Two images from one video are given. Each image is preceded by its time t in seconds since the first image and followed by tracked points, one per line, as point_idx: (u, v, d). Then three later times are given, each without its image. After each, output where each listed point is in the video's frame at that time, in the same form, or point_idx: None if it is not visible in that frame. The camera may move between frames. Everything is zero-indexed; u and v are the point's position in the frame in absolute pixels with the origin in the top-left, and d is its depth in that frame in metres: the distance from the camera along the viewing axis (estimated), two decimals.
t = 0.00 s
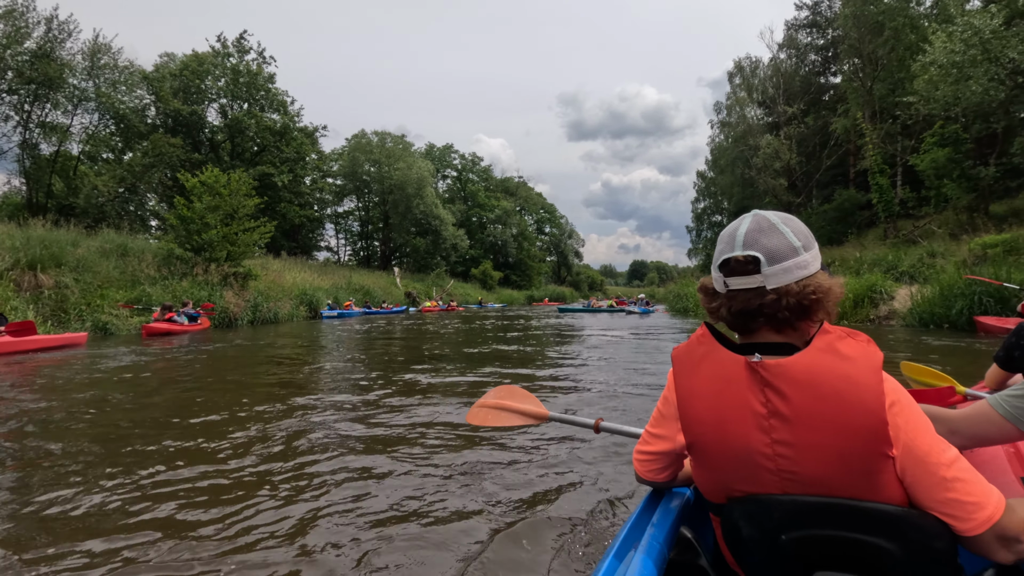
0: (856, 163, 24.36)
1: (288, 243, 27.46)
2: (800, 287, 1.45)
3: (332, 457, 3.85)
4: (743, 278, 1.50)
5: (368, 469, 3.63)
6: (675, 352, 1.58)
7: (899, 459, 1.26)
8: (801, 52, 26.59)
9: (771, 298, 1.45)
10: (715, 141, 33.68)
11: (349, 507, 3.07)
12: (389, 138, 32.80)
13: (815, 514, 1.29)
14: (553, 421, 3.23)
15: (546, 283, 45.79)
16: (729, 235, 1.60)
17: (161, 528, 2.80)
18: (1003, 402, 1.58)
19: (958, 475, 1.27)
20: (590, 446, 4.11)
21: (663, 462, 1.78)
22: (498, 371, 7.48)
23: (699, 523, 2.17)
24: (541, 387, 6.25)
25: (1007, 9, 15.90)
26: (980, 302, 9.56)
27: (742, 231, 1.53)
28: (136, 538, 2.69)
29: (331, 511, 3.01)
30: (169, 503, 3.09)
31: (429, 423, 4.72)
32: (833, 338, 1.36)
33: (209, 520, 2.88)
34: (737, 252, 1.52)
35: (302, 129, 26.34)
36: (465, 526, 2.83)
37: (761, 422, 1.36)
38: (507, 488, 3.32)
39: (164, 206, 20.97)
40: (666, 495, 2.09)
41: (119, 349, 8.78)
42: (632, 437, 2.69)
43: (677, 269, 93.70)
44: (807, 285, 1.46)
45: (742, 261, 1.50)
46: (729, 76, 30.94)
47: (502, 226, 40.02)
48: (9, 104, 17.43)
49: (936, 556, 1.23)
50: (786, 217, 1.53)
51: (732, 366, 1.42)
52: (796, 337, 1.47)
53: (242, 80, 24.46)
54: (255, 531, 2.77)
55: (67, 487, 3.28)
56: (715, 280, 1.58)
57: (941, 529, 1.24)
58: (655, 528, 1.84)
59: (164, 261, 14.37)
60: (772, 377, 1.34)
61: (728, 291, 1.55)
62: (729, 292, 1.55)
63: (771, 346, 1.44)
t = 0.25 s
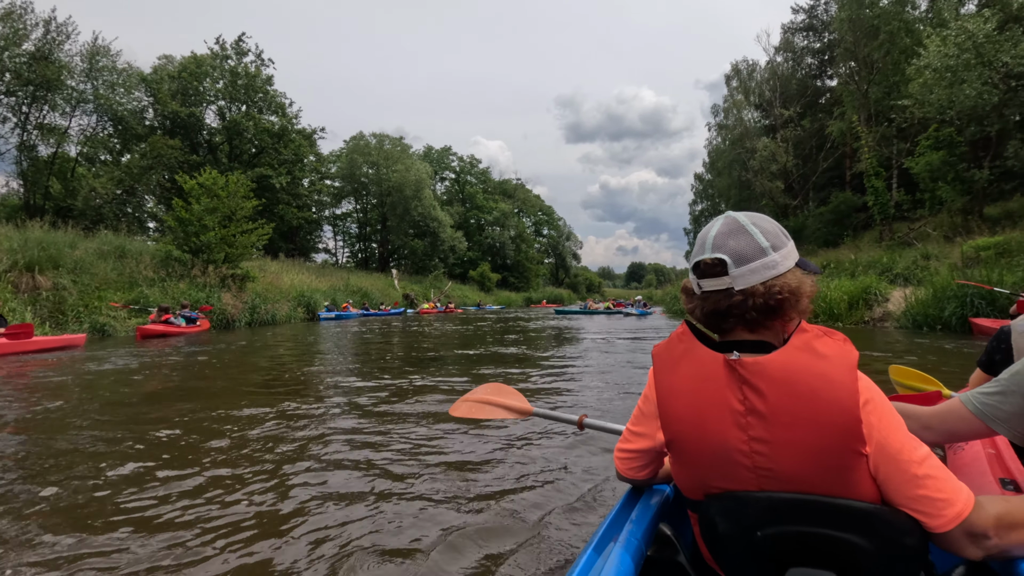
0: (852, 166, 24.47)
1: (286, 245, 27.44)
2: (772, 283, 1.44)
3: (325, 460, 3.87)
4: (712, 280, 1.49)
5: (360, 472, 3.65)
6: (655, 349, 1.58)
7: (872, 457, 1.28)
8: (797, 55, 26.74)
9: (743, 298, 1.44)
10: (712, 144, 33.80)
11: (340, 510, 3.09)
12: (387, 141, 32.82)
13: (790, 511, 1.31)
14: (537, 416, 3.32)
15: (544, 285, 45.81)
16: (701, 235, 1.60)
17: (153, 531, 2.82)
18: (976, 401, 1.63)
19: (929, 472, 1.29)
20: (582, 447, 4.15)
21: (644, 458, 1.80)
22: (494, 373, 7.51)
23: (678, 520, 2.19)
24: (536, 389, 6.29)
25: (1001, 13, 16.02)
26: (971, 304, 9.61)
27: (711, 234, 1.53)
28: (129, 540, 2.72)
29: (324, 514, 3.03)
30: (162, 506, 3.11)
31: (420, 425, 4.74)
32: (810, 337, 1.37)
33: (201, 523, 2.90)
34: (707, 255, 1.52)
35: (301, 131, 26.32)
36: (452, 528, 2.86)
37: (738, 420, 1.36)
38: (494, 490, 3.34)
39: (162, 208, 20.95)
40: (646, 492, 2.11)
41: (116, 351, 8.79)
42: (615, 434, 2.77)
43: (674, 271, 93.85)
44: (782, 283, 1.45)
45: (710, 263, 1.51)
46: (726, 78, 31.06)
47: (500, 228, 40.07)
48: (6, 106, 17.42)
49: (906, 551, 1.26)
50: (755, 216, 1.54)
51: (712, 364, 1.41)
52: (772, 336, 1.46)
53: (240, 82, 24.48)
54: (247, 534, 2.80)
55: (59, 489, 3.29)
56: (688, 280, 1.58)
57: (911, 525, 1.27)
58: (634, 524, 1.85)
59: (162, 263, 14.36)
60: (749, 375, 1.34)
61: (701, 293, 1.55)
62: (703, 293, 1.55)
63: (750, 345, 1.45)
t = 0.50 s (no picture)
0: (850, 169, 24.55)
1: (285, 246, 27.45)
2: (746, 290, 1.45)
3: (325, 459, 3.90)
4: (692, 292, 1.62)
5: (359, 472, 3.67)
6: (651, 351, 1.60)
7: (864, 463, 1.29)
8: (795, 58, 26.84)
9: (728, 306, 1.46)
10: (711, 147, 33.89)
11: (340, 510, 3.11)
12: (387, 142, 32.84)
13: (781, 514, 1.33)
14: (532, 414, 3.35)
15: (543, 287, 45.83)
16: (690, 248, 1.64)
17: (152, 529, 2.85)
18: (963, 409, 1.67)
19: (919, 479, 1.30)
20: (579, 449, 4.17)
21: (637, 458, 1.82)
22: (492, 374, 7.53)
23: (670, 521, 2.21)
24: (534, 391, 6.31)
25: (997, 19, 16.11)
26: (967, 307, 9.64)
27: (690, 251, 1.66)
28: (132, 536, 2.75)
29: (325, 513, 3.06)
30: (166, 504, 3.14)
31: (418, 426, 4.75)
32: (806, 342, 1.38)
33: (201, 521, 2.93)
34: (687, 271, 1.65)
35: (301, 133, 26.30)
36: (446, 530, 2.87)
37: (732, 422, 1.37)
38: (489, 491, 3.36)
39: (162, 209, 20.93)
40: (638, 492, 2.13)
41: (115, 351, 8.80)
42: (607, 433, 2.82)
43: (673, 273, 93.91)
44: (757, 293, 1.44)
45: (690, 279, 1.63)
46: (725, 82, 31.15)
47: (499, 230, 40.11)
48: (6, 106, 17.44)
49: (895, 555, 1.28)
50: (732, 223, 1.56)
51: (709, 367, 1.42)
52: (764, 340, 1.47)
53: (241, 84, 24.52)
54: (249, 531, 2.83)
55: (60, 488, 3.31)
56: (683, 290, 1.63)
57: (900, 530, 1.29)
58: (625, 524, 1.87)
59: (162, 264, 14.37)
60: (744, 378, 1.35)
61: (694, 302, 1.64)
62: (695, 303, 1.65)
63: (745, 348, 1.46)
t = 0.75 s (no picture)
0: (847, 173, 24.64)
1: (284, 246, 27.43)
2: (733, 295, 1.47)
3: (322, 460, 3.90)
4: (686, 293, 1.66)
5: (355, 473, 3.67)
6: (647, 350, 1.62)
7: (855, 465, 1.31)
8: (793, 62, 26.94)
9: (721, 309, 1.48)
10: (709, 149, 33.98)
11: (335, 511, 3.11)
12: (385, 143, 32.86)
13: (771, 513, 1.35)
14: (527, 413, 3.36)
15: (541, 288, 45.86)
16: (686, 251, 1.67)
17: (151, 527, 2.87)
18: (952, 413, 1.69)
19: (910, 482, 1.31)
20: (576, 450, 4.19)
21: (632, 457, 1.84)
22: (490, 375, 7.55)
23: (663, 521, 2.24)
24: (531, 392, 6.33)
25: (992, 24, 16.23)
26: (962, 310, 9.65)
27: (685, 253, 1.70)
28: (128, 538, 2.75)
29: (321, 515, 3.06)
30: (163, 505, 3.14)
31: (415, 426, 4.77)
32: (801, 344, 1.39)
33: (197, 523, 2.93)
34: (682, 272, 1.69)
35: (300, 133, 26.27)
36: (440, 531, 2.88)
37: (725, 422, 1.40)
38: (483, 492, 3.37)
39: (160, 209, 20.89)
40: (632, 491, 2.15)
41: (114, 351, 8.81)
42: (600, 432, 2.83)
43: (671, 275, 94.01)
44: (747, 296, 1.46)
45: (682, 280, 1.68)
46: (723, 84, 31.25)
47: (498, 231, 40.13)
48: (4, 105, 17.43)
49: (882, 556, 1.30)
50: (724, 224, 1.58)
51: (703, 367, 1.45)
52: (756, 343, 1.49)
53: (240, 84, 24.51)
54: (245, 534, 2.83)
55: (57, 488, 3.31)
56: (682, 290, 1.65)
57: (890, 532, 1.30)
58: (617, 523, 1.90)
59: (161, 263, 14.36)
60: (738, 378, 1.37)
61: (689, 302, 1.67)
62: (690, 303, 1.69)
63: (740, 349, 1.48)
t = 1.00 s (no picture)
0: (843, 176, 24.77)
1: (280, 246, 27.36)
2: (728, 297, 1.49)
3: (318, 460, 3.89)
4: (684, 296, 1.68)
5: (351, 472, 3.66)
6: (643, 350, 1.64)
7: (849, 464, 1.32)
8: (788, 65, 27.07)
9: (715, 311, 1.51)
10: (705, 151, 34.11)
11: (332, 510, 3.10)
12: (382, 143, 32.85)
13: (766, 512, 1.37)
14: (523, 414, 3.37)
15: (537, 289, 45.91)
16: (683, 252, 1.69)
17: (152, 524, 2.89)
18: (944, 413, 1.71)
19: (903, 480, 1.34)
20: (572, 450, 4.22)
21: (628, 456, 1.86)
22: (487, 376, 7.57)
23: (659, 520, 2.27)
24: (529, 393, 6.36)
25: (986, 29, 16.35)
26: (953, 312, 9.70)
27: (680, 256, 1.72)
28: (125, 537, 2.73)
29: (318, 515, 3.05)
30: (159, 505, 3.11)
31: (413, 427, 4.78)
32: (796, 344, 1.41)
33: (194, 523, 2.91)
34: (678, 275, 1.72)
35: (297, 133, 26.21)
36: (437, 530, 2.89)
37: (721, 422, 1.41)
38: (481, 491, 3.39)
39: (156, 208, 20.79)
40: (629, 491, 2.17)
41: (110, 349, 8.78)
42: (596, 433, 2.85)
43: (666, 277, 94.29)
44: (742, 298, 1.48)
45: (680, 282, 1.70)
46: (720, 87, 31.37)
47: (494, 232, 40.15)
48: None
49: (876, 553, 1.32)
50: (719, 226, 1.60)
51: (699, 367, 1.47)
52: (750, 343, 1.51)
53: (237, 83, 24.46)
54: (241, 534, 2.81)
55: (56, 486, 3.32)
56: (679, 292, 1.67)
57: (884, 530, 1.33)
58: (614, 522, 1.92)
59: (157, 263, 14.30)
60: (733, 378, 1.39)
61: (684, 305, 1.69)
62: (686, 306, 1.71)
63: (736, 349, 1.50)
